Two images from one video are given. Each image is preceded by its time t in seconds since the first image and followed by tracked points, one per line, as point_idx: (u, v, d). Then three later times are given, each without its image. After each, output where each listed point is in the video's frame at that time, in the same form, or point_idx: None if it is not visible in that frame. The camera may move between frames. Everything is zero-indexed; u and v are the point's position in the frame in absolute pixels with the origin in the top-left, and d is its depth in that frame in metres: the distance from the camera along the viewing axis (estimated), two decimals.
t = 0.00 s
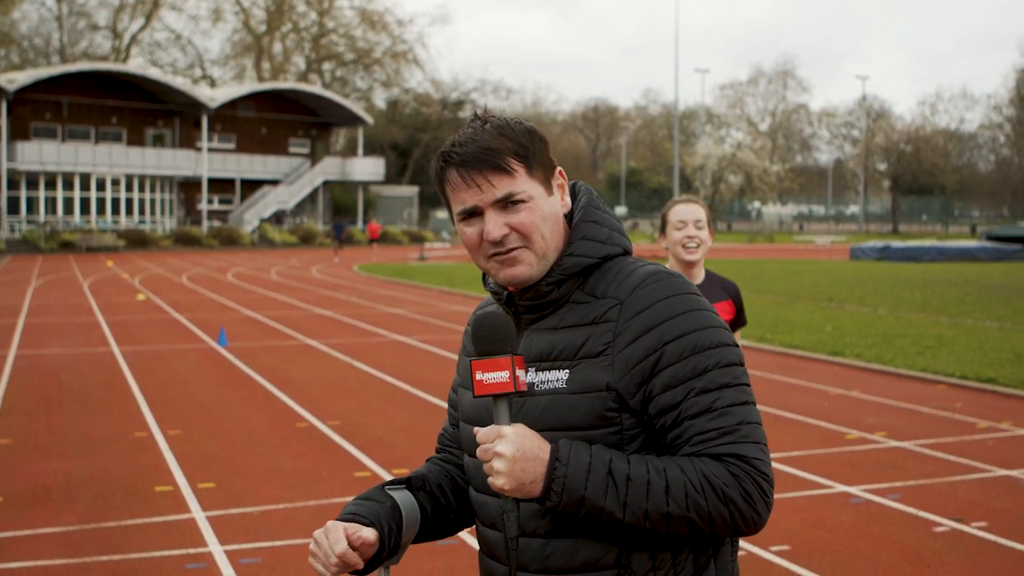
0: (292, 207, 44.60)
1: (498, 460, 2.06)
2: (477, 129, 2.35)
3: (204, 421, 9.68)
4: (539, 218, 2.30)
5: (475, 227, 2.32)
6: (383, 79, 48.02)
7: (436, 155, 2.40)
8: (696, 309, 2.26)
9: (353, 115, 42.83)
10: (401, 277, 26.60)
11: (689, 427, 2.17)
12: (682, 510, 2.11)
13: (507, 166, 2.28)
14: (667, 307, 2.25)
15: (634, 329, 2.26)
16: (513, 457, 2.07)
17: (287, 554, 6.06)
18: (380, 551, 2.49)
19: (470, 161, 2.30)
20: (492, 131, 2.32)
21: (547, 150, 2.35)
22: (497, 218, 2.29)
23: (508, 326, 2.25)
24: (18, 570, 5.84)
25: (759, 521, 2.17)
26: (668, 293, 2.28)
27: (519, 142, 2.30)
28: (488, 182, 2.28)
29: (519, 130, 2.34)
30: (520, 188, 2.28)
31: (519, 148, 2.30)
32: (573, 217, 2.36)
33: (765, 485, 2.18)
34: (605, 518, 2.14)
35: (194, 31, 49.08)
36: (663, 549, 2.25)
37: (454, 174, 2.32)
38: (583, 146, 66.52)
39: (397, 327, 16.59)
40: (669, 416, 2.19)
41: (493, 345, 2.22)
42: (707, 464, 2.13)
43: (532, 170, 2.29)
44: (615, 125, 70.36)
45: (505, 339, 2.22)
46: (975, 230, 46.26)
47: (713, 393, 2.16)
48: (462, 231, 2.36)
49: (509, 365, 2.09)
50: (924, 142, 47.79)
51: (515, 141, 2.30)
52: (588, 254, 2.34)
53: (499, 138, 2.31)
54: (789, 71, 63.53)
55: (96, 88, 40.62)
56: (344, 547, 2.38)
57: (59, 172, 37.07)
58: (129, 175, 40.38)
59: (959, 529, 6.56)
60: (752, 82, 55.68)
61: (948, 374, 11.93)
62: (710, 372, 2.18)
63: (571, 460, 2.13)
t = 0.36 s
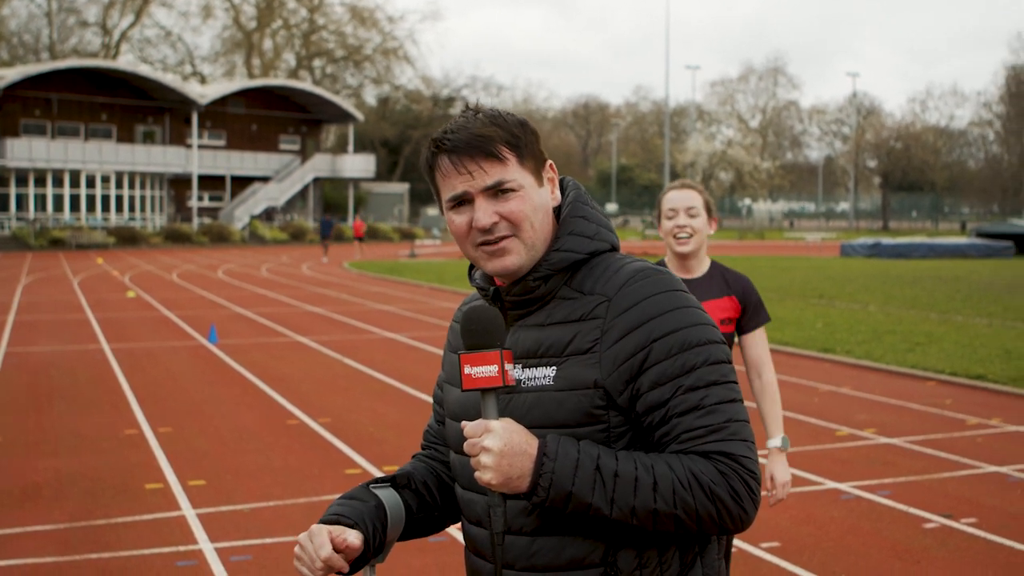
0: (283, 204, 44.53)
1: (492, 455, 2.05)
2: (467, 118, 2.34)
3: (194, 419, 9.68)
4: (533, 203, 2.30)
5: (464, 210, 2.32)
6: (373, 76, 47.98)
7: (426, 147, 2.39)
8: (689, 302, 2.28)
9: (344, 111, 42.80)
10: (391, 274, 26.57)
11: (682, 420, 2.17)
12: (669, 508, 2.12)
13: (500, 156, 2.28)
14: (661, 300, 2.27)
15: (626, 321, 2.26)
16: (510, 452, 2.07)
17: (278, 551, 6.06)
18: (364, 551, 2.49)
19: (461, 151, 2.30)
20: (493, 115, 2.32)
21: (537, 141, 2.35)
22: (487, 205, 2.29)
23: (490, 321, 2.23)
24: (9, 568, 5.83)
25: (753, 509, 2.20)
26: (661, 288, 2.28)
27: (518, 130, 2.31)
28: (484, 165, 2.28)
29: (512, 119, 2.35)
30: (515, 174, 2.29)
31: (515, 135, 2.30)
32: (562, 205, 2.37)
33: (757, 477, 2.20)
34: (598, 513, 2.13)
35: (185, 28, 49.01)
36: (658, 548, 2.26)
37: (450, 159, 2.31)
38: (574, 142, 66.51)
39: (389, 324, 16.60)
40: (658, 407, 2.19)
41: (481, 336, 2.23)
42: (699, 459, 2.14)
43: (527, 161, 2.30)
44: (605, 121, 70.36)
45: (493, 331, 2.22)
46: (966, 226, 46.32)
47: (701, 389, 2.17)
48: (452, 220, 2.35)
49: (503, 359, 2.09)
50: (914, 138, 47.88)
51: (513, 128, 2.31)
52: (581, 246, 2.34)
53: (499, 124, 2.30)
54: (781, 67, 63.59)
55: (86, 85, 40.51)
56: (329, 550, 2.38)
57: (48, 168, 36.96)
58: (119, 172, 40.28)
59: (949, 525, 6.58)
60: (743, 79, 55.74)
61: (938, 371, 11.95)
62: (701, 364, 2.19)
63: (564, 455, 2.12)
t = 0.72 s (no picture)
0: (279, 203, 44.48)
1: (463, 446, 2.07)
2: (452, 120, 2.30)
3: (191, 418, 9.67)
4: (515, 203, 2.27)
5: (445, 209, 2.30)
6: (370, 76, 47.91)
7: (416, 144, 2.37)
8: (683, 306, 2.24)
9: (340, 111, 42.79)
10: (388, 274, 26.57)
11: (662, 427, 2.13)
12: (640, 512, 2.08)
13: (480, 155, 2.24)
14: (651, 300, 2.22)
15: (611, 322, 2.23)
16: (481, 442, 2.07)
17: (274, 551, 6.06)
18: (385, 539, 2.53)
19: (444, 149, 2.28)
20: (482, 112, 2.28)
21: (523, 145, 2.27)
22: (465, 205, 2.27)
23: (459, 314, 2.27)
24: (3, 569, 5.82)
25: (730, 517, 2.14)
26: (650, 288, 2.24)
27: (509, 125, 2.27)
28: (462, 165, 2.25)
29: (507, 114, 2.30)
30: (495, 173, 2.25)
31: (502, 132, 2.26)
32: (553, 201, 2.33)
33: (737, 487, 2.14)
34: (564, 511, 2.12)
35: (181, 28, 48.92)
36: (637, 557, 2.22)
37: (433, 155, 2.28)
38: (570, 142, 66.45)
39: (385, 324, 16.59)
40: (641, 410, 2.16)
41: (467, 332, 2.23)
42: (673, 465, 2.09)
43: (512, 160, 2.26)
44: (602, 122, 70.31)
45: (475, 327, 2.23)
46: (962, 226, 46.27)
47: (684, 394, 2.13)
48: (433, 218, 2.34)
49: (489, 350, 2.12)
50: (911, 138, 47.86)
51: (502, 125, 2.26)
52: (575, 244, 2.31)
53: (482, 119, 2.27)
54: (777, 67, 63.56)
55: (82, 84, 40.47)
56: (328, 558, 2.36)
57: (44, 168, 36.93)
58: (115, 171, 40.26)
59: (945, 524, 6.59)
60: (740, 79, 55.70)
61: (934, 370, 11.97)
62: (685, 369, 2.14)
63: (532, 450, 2.11)
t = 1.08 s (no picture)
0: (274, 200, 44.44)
1: (404, 441, 2.21)
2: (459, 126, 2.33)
3: (187, 415, 9.65)
4: (480, 208, 2.28)
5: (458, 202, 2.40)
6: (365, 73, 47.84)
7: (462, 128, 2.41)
8: (625, 311, 2.08)
9: (335, 107, 42.75)
10: (383, 271, 26.55)
11: (564, 437, 2.05)
12: (525, 521, 2.06)
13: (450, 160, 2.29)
14: (584, 304, 2.10)
15: (542, 330, 2.13)
16: (423, 443, 2.19)
17: (270, 547, 6.05)
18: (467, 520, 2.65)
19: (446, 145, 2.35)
20: (458, 119, 2.28)
21: (486, 163, 2.23)
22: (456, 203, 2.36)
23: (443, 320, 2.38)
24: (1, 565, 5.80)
25: (630, 537, 2.02)
26: (588, 293, 2.11)
27: (477, 127, 2.23)
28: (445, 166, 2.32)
29: (487, 114, 2.25)
30: (458, 177, 2.28)
31: (466, 136, 2.25)
32: (526, 196, 2.24)
33: (639, 507, 2.01)
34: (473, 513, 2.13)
35: (176, 25, 48.93)
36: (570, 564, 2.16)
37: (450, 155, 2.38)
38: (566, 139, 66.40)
39: (380, 321, 16.57)
40: (559, 413, 2.08)
41: (426, 336, 2.34)
42: (562, 477, 2.03)
43: (469, 166, 2.25)
44: (597, 118, 70.30)
45: (435, 332, 2.32)
46: (957, 223, 46.27)
47: (587, 405, 2.03)
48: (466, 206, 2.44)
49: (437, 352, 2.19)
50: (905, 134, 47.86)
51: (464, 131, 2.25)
52: (542, 239, 2.19)
53: (476, 123, 2.25)
54: (773, 64, 63.54)
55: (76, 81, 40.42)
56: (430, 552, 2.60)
57: (39, 165, 36.90)
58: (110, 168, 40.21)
59: (940, 520, 6.59)
60: (735, 76, 55.86)
61: (929, 367, 11.98)
62: (595, 382, 2.03)
63: (451, 453, 2.16)
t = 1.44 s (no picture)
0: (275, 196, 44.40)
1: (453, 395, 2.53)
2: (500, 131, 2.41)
3: (187, 410, 9.68)
4: (517, 206, 2.38)
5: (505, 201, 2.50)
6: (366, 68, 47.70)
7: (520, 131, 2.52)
8: (556, 295, 2.17)
9: (336, 103, 42.69)
10: (384, 267, 26.51)
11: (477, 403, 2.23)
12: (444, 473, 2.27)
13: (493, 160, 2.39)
14: (524, 285, 2.22)
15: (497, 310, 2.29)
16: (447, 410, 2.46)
17: (271, 543, 6.06)
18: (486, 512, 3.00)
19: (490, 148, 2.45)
20: (499, 124, 2.37)
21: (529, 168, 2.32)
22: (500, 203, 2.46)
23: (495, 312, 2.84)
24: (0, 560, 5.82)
25: (486, 497, 2.16)
26: (526, 276, 2.23)
27: (514, 130, 2.32)
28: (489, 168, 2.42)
29: (528, 117, 2.34)
30: (497, 177, 2.38)
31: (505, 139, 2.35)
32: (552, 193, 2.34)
33: (487, 471, 2.15)
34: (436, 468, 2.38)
35: (176, 20, 48.90)
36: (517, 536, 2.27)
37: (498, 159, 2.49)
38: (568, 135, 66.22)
39: (381, 317, 16.56)
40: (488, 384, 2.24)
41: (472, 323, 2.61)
42: (466, 439, 2.19)
43: (505, 168, 2.35)
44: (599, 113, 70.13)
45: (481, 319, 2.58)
46: (959, 218, 46.16)
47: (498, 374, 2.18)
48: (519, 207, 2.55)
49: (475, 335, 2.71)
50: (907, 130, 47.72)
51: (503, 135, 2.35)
52: (544, 231, 2.28)
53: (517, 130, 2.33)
54: (774, 60, 63.39)
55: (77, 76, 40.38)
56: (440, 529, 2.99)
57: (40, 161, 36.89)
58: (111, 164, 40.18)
59: (941, 516, 6.60)
60: (736, 70, 55.79)
61: (930, 363, 11.99)
62: (498, 356, 2.19)
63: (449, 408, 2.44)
